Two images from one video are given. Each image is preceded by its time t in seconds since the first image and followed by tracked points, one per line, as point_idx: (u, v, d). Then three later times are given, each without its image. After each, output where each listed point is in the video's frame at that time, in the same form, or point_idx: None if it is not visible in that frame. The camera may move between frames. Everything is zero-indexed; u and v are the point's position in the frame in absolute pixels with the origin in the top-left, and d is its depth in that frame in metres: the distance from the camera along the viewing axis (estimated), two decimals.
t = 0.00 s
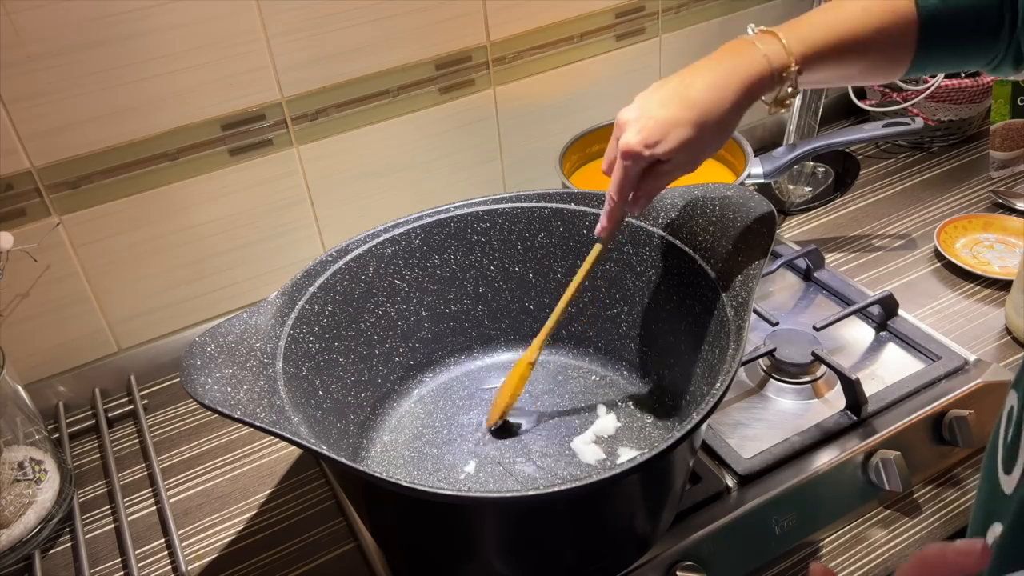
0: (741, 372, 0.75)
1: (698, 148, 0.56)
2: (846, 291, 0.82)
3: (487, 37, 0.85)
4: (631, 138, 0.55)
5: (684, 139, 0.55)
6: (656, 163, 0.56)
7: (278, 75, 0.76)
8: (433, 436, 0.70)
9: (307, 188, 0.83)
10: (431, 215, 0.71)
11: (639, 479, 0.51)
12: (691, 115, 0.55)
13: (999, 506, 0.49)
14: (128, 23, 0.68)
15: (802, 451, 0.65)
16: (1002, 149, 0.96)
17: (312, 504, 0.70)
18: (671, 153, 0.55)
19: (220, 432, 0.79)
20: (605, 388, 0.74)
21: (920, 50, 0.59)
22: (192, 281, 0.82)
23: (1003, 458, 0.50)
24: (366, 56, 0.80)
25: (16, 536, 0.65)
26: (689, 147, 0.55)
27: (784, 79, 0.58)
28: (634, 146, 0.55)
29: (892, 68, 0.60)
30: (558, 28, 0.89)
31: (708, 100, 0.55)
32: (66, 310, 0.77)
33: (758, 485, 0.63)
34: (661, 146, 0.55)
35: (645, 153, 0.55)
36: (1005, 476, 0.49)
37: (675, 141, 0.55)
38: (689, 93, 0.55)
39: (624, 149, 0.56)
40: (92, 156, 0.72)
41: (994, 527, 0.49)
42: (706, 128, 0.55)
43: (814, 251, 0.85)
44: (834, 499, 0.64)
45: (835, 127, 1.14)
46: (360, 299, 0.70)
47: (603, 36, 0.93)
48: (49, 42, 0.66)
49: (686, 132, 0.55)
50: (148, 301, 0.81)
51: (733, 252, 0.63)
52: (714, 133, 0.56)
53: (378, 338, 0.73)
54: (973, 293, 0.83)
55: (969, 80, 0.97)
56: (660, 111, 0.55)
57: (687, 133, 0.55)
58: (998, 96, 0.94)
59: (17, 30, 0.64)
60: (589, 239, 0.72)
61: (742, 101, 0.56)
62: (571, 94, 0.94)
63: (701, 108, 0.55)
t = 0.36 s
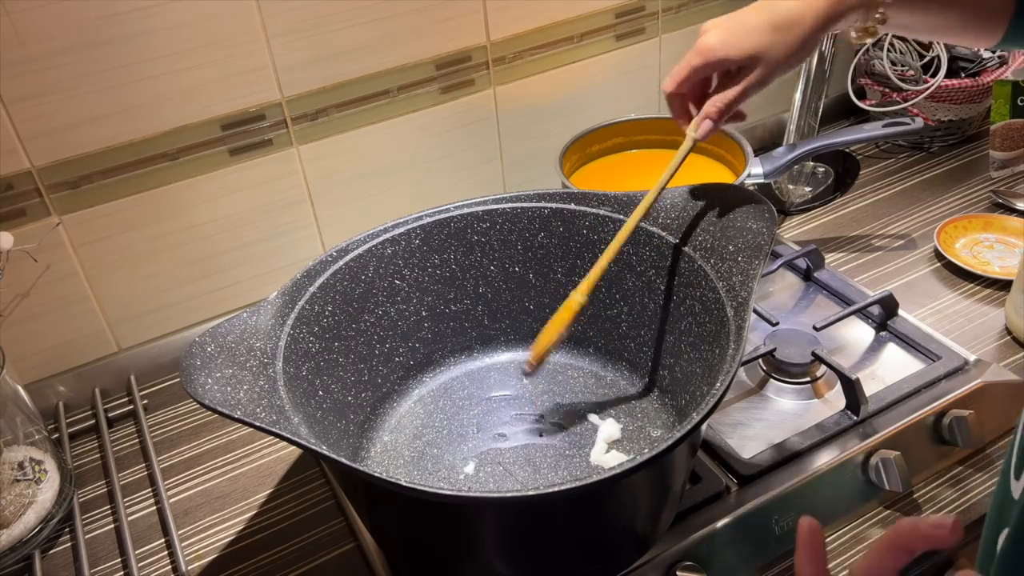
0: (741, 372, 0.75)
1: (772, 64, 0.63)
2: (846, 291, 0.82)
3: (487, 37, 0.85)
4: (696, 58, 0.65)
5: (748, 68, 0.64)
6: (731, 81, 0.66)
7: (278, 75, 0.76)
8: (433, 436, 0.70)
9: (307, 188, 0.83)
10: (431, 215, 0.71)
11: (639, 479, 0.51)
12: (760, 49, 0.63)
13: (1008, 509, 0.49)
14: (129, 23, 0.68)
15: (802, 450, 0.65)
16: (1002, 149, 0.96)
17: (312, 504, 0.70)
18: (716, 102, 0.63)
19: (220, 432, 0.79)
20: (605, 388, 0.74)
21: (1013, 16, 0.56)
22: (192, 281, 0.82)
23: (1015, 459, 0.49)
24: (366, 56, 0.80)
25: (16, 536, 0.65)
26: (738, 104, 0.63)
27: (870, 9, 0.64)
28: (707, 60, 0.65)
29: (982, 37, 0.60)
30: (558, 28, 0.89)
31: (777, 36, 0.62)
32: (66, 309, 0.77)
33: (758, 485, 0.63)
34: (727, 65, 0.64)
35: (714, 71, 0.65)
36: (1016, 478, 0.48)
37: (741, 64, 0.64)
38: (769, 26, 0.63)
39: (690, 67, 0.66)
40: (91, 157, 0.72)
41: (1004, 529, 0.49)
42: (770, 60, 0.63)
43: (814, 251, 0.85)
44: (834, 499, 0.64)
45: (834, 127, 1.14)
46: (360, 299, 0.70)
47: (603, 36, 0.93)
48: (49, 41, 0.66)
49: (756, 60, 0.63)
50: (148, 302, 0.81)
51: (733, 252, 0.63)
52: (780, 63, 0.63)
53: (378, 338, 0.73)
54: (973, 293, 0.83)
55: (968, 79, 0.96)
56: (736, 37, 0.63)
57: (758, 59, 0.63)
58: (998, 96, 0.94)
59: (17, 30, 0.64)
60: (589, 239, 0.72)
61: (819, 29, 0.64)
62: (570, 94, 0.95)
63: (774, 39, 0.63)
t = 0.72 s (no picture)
0: (741, 371, 0.75)
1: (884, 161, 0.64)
2: (846, 291, 0.82)
3: (487, 37, 0.85)
4: (854, 125, 0.63)
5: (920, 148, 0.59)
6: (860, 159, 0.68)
7: (278, 75, 0.76)
8: (433, 436, 0.70)
9: (307, 188, 0.83)
10: (431, 215, 0.71)
11: (639, 479, 0.51)
12: (945, 129, 0.57)
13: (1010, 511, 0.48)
14: (129, 23, 0.68)
15: (802, 450, 0.65)
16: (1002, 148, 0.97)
17: (312, 504, 0.70)
18: (860, 175, 0.60)
19: (220, 432, 0.79)
20: (605, 388, 0.74)
21: None
22: (192, 281, 0.82)
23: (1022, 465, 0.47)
24: (366, 56, 0.80)
25: (16, 536, 0.65)
26: (883, 187, 0.60)
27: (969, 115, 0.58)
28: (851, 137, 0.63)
29: None
30: (558, 28, 0.89)
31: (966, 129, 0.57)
32: (67, 310, 0.77)
33: (758, 485, 0.63)
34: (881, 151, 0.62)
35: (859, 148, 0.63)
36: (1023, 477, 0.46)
37: (906, 146, 0.59)
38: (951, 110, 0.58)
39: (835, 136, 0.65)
40: (91, 156, 0.72)
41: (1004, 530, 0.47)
42: (947, 156, 0.58)
43: (814, 251, 0.85)
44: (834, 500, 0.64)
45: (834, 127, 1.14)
46: (360, 299, 0.70)
47: (603, 36, 0.93)
48: (48, 41, 0.66)
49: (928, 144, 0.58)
50: (148, 302, 0.81)
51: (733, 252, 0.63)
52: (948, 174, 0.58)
53: (378, 338, 0.73)
54: (973, 293, 0.83)
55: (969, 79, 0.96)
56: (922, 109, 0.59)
57: (930, 152, 0.58)
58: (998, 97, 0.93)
59: (17, 29, 0.64)
60: (589, 238, 0.72)
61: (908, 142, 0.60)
62: (570, 94, 0.95)
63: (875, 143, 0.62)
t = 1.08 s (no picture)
0: (741, 371, 0.75)
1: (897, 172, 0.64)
2: (846, 291, 0.82)
3: (487, 37, 0.85)
4: (872, 132, 0.62)
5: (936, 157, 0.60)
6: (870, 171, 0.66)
7: (278, 75, 0.76)
8: (433, 436, 0.70)
9: (307, 188, 0.83)
10: (431, 215, 0.71)
11: (638, 480, 0.51)
12: (966, 140, 0.60)
13: None
14: (128, 24, 0.68)
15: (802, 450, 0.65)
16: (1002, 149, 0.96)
17: (312, 504, 0.70)
18: (879, 184, 0.60)
19: (221, 432, 0.79)
20: (605, 388, 0.74)
21: None
22: (191, 281, 0.82)
23: None
24: (367, 56, 0.80)
25: (16, 536, 0.65)
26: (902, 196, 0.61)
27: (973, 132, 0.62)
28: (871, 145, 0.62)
29: None
30: (558, 28, 0.89)
31: (985, 142, 0.60)
32: (67, 310, 0.77)
33: (758, 485, 0.63)
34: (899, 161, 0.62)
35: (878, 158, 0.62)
36: None
37: (927, 159, 0.60)
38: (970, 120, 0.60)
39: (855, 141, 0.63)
40: (91, 156, 0.72)
41: None
42: (964, 168, 0.60)
43: (814, 251, 0.85)
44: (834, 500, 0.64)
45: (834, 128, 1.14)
46: (360, 299, 0.70)
47: (603, 36, 0.93)
48: (48, 42, 0.66)
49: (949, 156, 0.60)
50: (148, 303, 0.81)
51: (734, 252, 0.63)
52: (958, 187, 0.61)
53: (378, 338, 0.73)
54: (973, 293, 0.83)
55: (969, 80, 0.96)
56: (940, 119, 0.61)
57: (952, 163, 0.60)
58: (998, 96, 0.93)
59: (17, 30, 0.64)
60: (589, 238, 0.72)
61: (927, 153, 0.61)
62: (570, 94, 0.95)
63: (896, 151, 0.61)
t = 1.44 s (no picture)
0: (741, 371, 0.75)
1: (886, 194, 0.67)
2: (846, 291, 0.82)
3: (487, 37, 0.85)
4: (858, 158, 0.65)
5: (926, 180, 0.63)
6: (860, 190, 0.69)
7: (278, 75, 0.76)
8: (434, 436, 0.70)
9: (307, 188, 0.83)
10: (431, 215, 0.71)
11: (639, 479, 0.51)
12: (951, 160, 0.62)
13: None
14: (128, 23, 0.68)
15: (802, 450, 0.65)
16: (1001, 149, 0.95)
17: (312, 504, 0.70)
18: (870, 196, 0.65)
19: (221, 432, 0.79)
20: (605, 388, 0.74)
21: None
22: (191, 282, 0.82)
23: None
24: (367, 56, 0.80)
25: (16, 536, 0.65)
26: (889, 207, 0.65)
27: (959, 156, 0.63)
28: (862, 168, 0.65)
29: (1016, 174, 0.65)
30: (558, 28, 0.89)
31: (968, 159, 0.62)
32: (67, 310, 0.77)
33: (758, 485, 0.63)
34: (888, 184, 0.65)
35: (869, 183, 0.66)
36: None
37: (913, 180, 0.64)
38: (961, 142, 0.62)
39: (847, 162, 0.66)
40: (91, 156, 0.72)
41: None
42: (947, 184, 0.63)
43: (814, 251, 0.85)
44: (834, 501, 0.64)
45: (834, 128, 1.15)
46: (360, 299, 0.70)
47: (603, 36, 0.93)
48: (48, 41, 0.66)
49: (941, 179, 0.63)
50: (148, 303, 0.81)
51: (733, 252, 0.63)
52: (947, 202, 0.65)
53: (378, 338, 0.73)
54: (973, 293, 0.83)
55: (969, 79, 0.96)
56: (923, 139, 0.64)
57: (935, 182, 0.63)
58: (998, 96, 0.93)
59: (17, 30, 0.64)
60: (589, 238, 0.72)
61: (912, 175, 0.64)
62: (570, 94, 0.95)
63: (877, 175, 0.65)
